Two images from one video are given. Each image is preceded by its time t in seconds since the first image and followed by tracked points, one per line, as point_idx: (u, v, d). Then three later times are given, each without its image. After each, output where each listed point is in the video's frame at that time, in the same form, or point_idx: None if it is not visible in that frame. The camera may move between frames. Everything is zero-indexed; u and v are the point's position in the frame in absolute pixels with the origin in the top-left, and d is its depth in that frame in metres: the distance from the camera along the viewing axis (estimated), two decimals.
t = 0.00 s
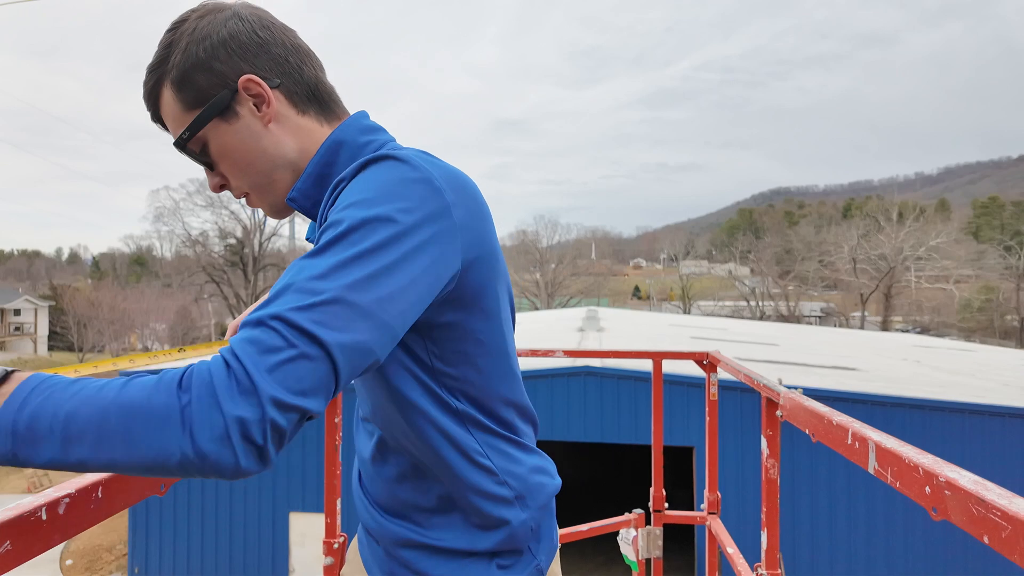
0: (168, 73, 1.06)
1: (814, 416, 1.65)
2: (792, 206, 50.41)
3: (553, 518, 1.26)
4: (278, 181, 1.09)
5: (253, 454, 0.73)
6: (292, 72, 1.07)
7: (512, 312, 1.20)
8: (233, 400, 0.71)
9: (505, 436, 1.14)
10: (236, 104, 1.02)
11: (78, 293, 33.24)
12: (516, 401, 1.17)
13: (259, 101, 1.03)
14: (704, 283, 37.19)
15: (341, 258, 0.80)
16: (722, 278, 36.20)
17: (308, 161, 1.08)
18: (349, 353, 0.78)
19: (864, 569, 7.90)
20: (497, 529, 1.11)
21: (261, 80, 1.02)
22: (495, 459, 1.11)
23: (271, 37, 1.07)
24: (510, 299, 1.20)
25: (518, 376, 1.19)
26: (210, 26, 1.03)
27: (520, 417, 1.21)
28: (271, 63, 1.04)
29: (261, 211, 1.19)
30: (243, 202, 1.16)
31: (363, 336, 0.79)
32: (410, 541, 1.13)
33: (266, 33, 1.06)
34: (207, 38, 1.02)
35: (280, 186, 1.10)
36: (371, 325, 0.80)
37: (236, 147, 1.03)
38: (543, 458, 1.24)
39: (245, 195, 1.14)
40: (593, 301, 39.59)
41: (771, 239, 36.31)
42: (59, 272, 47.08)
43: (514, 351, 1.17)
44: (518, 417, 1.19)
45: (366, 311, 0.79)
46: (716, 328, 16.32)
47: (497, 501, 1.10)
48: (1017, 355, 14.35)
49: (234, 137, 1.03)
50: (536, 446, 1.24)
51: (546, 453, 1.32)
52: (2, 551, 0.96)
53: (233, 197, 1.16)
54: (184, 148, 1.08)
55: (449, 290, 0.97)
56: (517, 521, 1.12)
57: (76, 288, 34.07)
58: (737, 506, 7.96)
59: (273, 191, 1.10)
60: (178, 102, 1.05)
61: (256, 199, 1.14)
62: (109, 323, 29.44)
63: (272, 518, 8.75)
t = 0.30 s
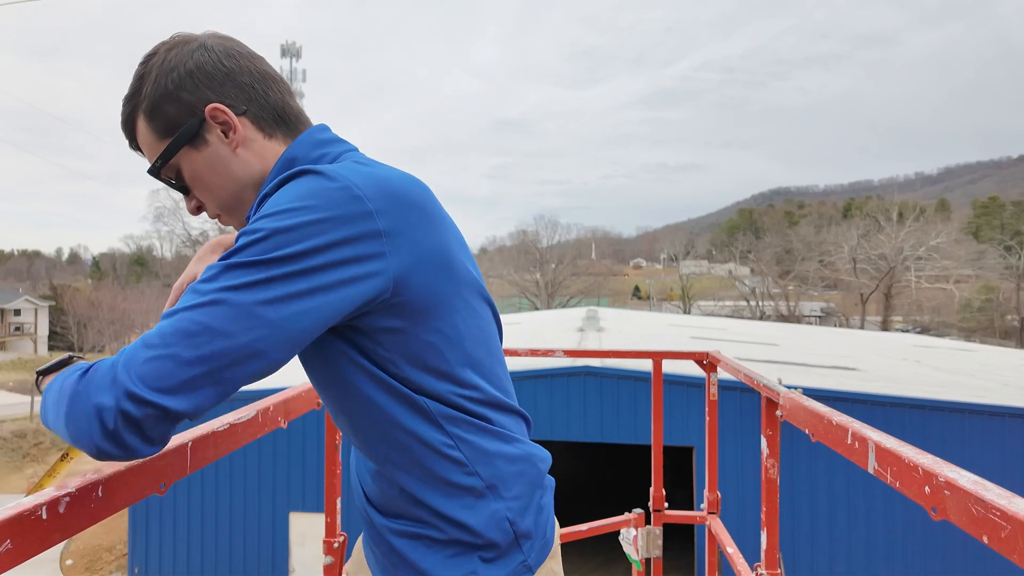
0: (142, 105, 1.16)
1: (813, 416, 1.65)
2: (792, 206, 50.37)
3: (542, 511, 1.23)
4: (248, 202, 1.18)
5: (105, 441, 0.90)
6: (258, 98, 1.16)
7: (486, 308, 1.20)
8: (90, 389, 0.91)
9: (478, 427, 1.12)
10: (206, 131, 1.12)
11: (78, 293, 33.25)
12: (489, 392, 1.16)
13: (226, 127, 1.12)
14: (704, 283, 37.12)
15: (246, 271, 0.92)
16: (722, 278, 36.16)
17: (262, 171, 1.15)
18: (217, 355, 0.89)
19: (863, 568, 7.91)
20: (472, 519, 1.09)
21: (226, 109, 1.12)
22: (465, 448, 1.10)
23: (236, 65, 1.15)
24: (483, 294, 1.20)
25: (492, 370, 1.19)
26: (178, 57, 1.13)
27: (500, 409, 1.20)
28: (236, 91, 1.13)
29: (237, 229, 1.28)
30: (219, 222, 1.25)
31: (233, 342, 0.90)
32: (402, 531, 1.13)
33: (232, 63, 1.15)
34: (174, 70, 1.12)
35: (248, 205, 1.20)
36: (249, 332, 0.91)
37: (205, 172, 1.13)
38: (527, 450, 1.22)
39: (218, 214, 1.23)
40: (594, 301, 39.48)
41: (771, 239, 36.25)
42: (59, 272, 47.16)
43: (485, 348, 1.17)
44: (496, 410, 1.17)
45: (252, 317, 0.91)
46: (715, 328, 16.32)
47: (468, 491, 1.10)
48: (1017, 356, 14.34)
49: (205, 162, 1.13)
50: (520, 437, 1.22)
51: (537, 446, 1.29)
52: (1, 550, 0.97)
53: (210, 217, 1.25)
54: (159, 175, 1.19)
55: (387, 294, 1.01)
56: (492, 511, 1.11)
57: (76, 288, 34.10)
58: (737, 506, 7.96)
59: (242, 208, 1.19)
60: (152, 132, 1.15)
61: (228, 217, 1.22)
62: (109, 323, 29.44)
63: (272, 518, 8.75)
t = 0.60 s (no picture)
0: (130, 135, 1.22)
1: (814, 416, 1.65)
2: (792, 206, 50.38)
3: (545, 512, 1.21)
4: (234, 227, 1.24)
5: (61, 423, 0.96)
6: (241, 124, 1.21)
7: (471, 307, 1.19)
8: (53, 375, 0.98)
9: (467, 430, 1.11)
10: (191, 159, 1.18)
11: (78, 293, 33.30)
12: (479, 390, 1.14)
13: (210, 156, 1.18)
14: (704, 283, 37.14)
15: (203, 276, 0.97)
16: (722, 278, 36.20)
17: (243, 191, 1.19)
18: (164, 350, 0.93)
19: (864, 569, 7.91)
20: (462, 520, 1.10)
21: (210, 138, 1.18)
22: (452, 450, 1.09)
23: (220, 94, 1.20)
24: (467, 295, 1.20)
25: (483, 370, 1.18)
26: (162, 90, 1.19)
27: (496, 408, 1.18)
28: (220, 120, 1.19)
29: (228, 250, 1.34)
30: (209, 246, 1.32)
31: (181, 339, 0.93)
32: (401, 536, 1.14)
33: (215, 92, 1.20)
34: (158, 102, 1.18)
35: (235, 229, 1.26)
36: (199, 332, 0.94)
37: (191, 199, 1.20)
38: (526, 451, 1.19)
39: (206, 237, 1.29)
40: (593, 301, 39.43)
41: (771, 240, 36.26)
42: (59, 272, 47.29)
43: (472, 348, 1.16)
44: (490, 411, 1.16)
45: (205, 318, 0.94)
46: (715, 328, 16.31)
47: (457, 494, 1.10)
48: (1017, 356, 14.35)
49: (192, 191, 1.20)
50: (518, 438, 1.20)
51: (538, 446, 1.26)
52: (2, 552, 0.97)
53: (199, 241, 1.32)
54: (148, 202, 1.25)
55: (356, 301, 1.03)
56: (483, 513, 1.11)
57: (76, 288, 34.15)
58: (738, 506, 7.96)
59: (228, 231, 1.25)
60: (141, 162, 1.21)
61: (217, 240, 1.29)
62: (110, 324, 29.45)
63: (272, 519, 8.75)
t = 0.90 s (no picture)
0: (116, 142, 1.23)
1: (815, 415, 1.65)
2: (792, 206, 50.44)
3: (530, 520, 1.15)
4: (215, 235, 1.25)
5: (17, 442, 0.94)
6: (226, 135, 1.22)
7: (441, 312, 1.16)
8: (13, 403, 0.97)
9: (436, 437, 1.08)
10: (175, 167, 1.20)
11: (80, 293, 33.37)
12: (451, 395, 1.11)
13: (193, 165, 1.19)
14: (704, 283, 37.14)
15: (153, 292, 0.97)
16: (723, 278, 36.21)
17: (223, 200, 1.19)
18: (119, 369, 0.93)
19: (865, 569, 7.90)
20: (434, 528, 1.09)
21: (194, 147, 1.19)
22: (419, 456, 1.08)
23: (207, 106, 1.21)
24: (437, 300, 1.17)
25: (457, 375, 1.14)
26: (151, 99, 1.20)
27: (472, 414, 1.14)
28: (205, 130, 1.20)
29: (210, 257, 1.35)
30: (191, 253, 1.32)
31: (133, 356, 0.93)
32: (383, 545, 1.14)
33: (202, 104, 1.21)
34: (147, 111, 1.19)
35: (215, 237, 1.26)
36: (153, 349, 0.94)
37: (173, 207, 1.21)
38: (505, 456, 1.15)
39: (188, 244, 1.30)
40: (594, 301, 39.42)
41: (772, 240, 36.26)
42: (61, 272, 47.44)
43: (442, 352, 1.13)
44: (465, 416, 1.13)
45: (157, 334, 0.94)
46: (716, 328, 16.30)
47: (429, 502, 1.09)
48: (1018, 356, 14.34)
49: (175, 199, 1.21)
50: (496, 443, 1.15)
51: (523, 449, 1.21)
52: (4, 551, 0.96)
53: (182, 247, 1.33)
54: (132, 209, 1.27)
55: (311, 314, 1.03)
56: (455, 521, 1.08)
57: (78, 288, 34.23)
58: (738, 506, 7.96)
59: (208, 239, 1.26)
60: (126, 169, 1.22)
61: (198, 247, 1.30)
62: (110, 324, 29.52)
63: (273, 518, 8.75)
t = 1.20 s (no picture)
0: (103, 164, 1.25)
1: (813, 416, 1.71)
2: (791, 206, 50.65)
3: (526, 523, 1.15)
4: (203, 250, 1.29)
5: (19, 464, 0.99)
6: (210, 155, 1.23)
7: (428, 317, 1.16)
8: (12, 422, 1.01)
9: (425, 444, 1.09)
10: (160, 189, 1.22)
11: (83, 293, 33.53)
12: (442, 400, 1.11)
13: (178, 186, 1.21)
14: (703, 283, 37.34)
15: (140, 309, 0.98)
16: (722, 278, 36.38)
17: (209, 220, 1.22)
18: (108, 387, 0.95)
19: (863, 567, 7.97)
20: (427, 534, 1.11)
21: (178, 169, 1.21)
22: (410, 463, 1.09)
23: (191, 127, 1.22)
24: (425, 305, 1.17)
25: (447, 378, 1.14)
26: (135, 121, 1.21)
27: (465, 417, 1.14)
28: (188, 153, 1.21)
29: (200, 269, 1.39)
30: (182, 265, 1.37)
31: (119, 375, 0.95)
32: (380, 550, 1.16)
33: (186, 125, 1.22)
34: (132, 133, 1.20)
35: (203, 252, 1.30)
36: (140, 366, 0.95)
37: (161, 226, 1.25)
38: (498, 460, 1.15)
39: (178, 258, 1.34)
40: (593, 301, 39.63)
41: (771, 240, 36.45)
42: (64, 272, 47.61)
43: (431, 357, 1.13)
44: (457, 420, 1.13)
45: (143, 351, 0.95)
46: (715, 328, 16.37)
47: (421, 508, 1.10)
48: (1014, 355, 14.47)
49: (162, 218, 1.24)
50: (490, 447, 1.15)
51: (517, 452, 1.21)
52: (10, 547, 1.00)
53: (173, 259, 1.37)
54: (122, 228, 1.30)
55: (296, 324, 1.03)
56: (447, 527, 1.10)
57: (81, 288, 34.38)
58: (737, 505, 8.03)
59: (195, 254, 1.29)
60: (114, 189, 1.25)
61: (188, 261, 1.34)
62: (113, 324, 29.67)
63: (276, 517, 8.82)
